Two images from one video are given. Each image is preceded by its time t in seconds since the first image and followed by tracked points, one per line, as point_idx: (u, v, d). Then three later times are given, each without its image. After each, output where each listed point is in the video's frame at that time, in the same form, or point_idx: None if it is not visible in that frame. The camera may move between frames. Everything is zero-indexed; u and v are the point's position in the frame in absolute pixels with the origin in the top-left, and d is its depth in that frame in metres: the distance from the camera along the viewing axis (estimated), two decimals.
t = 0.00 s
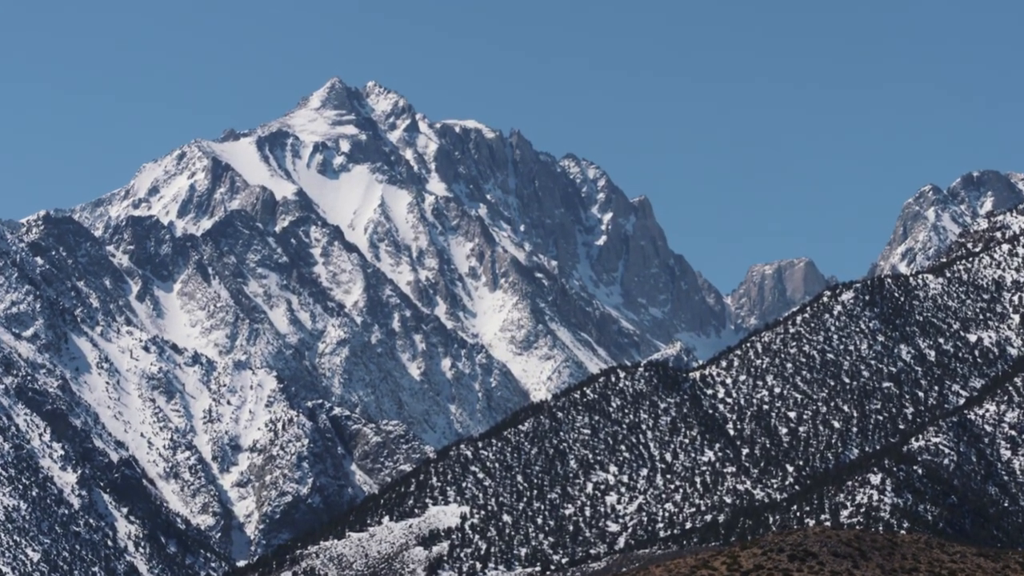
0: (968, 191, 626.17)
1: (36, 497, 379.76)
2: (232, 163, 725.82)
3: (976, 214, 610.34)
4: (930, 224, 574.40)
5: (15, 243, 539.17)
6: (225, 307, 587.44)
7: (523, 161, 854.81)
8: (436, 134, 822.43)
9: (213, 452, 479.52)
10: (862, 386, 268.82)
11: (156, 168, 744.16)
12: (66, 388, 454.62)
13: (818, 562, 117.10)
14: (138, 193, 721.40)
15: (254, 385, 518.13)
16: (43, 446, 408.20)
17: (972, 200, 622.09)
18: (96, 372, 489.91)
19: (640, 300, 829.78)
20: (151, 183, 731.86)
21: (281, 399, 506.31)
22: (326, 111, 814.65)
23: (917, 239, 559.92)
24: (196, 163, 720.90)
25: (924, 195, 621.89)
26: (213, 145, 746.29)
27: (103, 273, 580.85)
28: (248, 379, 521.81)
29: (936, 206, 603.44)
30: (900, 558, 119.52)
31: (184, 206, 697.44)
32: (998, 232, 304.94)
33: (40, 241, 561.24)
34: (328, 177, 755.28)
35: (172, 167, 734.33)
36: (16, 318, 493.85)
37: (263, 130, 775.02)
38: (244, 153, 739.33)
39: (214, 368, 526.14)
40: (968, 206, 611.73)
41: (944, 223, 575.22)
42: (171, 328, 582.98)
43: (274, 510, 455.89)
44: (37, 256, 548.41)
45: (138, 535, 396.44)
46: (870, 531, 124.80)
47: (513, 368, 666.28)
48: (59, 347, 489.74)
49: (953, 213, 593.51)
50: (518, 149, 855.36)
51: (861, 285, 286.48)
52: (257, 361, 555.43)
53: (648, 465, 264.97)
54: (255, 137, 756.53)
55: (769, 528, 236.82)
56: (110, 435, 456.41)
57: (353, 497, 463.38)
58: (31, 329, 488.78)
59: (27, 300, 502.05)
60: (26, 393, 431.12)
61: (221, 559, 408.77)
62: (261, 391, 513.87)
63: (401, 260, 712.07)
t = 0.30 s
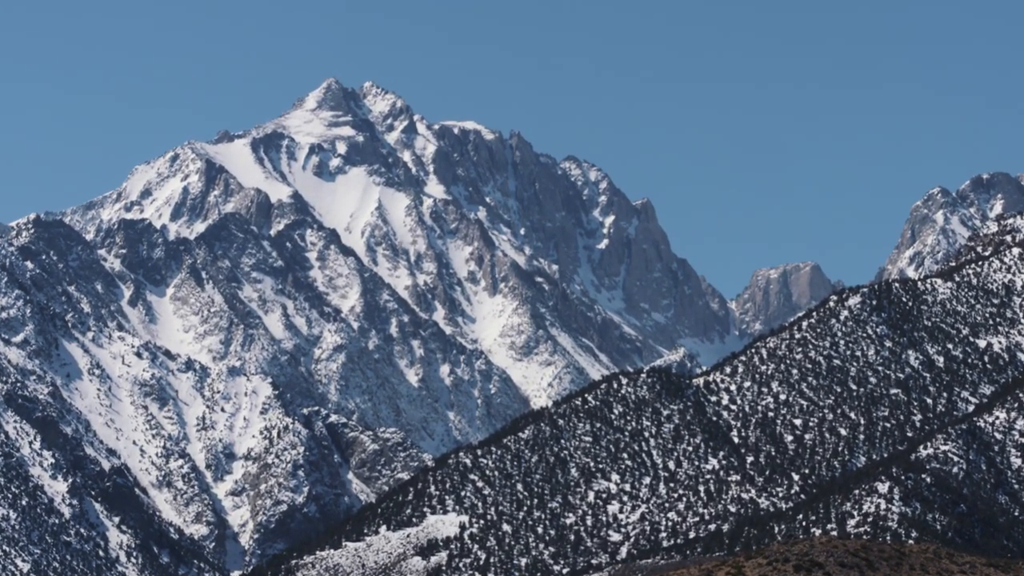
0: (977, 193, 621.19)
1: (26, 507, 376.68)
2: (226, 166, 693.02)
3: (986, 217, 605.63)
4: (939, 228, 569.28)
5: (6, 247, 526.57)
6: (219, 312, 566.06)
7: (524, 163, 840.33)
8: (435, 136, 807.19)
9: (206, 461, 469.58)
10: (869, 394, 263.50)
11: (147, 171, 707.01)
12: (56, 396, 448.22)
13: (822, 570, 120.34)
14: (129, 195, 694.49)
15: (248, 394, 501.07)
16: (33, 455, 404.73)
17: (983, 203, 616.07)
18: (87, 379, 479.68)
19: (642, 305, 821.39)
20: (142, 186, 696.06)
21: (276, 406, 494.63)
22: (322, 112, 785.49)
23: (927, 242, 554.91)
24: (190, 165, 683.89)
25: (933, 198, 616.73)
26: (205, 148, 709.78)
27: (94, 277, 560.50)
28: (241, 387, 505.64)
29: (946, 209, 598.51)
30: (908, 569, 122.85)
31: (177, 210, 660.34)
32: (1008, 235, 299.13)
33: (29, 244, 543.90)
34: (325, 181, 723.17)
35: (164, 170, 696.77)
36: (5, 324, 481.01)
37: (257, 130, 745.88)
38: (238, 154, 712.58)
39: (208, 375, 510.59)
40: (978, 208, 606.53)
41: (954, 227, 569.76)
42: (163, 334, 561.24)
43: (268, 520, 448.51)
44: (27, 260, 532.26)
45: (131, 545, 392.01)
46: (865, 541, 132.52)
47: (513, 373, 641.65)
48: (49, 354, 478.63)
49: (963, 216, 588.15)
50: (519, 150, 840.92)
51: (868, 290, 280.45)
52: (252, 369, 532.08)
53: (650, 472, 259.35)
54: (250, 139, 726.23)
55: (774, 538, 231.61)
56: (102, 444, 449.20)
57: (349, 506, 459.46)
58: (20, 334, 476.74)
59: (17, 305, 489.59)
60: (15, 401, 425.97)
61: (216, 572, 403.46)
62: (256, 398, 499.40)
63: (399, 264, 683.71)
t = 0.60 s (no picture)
0: (987, 196, 616.49)
1: (15, 516, 373.41)
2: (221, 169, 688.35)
3: (996, 219, 600.78)
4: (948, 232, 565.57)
5: None
6: (213, 317, 561.59)
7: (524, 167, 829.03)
8: (433, 137, 801.76)
9: (200, 469, 465.30)
10: (877, 400, 258.26)
11: (140, 174, 698.45)
12: (47, 403, 442.77)
13: None
14: (120, 198, 682.64)
15: (243, 400, 497.61)
16: (23, 462, 401.21)
17: (992, 205, 613.41)
18: (79, 385, 472.07)
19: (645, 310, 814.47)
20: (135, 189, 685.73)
21: (271, 413, 490.57)
22: (318, 114, 779.63)
23: (937, 246, 550.64)
24: (183, 168, 675.71)
25: (942, 200, 611.33)
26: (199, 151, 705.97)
27: (86, 281, 552.44)
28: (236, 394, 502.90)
29: (955, 212, 594.24)
30: None
31: (170, 212, 651.52)
32: (1018, 240, 293.93)
33: (19, 248, 536.52)
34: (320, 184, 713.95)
35: (157, 173, 690.68)
36: None
37: (252, 133, 737.63)
38: (232, 156, 706.59)
39: (202, 381, 505.77)
40: (987, 211, 601.73)
41: (962, 230, 566.50)
42: (157, 339, 555.37)
43: (262, 529, 444.51)
44: (17, 264, 524.35)
45: (122, 556, 388.89)
46: (886, 553, 123.75)
47: (513, 380, 634.25)
48: (39, 359, 470.60)
49: (973, 219, 584.44)
50: (519, 153, 832.26)
51: (875, 294, 274.76)
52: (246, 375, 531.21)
53: (652, 481, 253.65)
54: (245, 140, 721.17)
55: (780, 548, 226.38)
56: (93, 451, 443.41)
57: (347, 514, 450.12)
58: (10, 340, 468.91)
59: (7, 310, 481.65)
60: (4, 408, 421.36)
61: None
62: (250, 405, 496.21)
63: (396, 268, 677.39)
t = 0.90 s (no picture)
0: (997, 200, 611.65)
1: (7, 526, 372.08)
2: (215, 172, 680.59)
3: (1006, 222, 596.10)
4: (957, 237, 561.70)
5: None
6: (207, 322, 551.48)
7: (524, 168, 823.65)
8: (432, 139, 795.96)
9: (193, 478, 458.35)
10: (884, 407, 253.28)
11: (131, 176, 693.12)
12: (37, 411, 437.03)
13: None
14: (112, 202, 678.14)
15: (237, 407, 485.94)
16: (13, 471, 399.23)
17: (1002, 209, 609.26)
18: (69, 393, 466.01)
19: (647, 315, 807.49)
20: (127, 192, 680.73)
21: (266, 420, 479.80)
22: (314, 115, 774.21)
23: (947, 251, 546.71)
24: (176, 171, 670.09)
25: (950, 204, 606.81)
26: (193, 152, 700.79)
27: (77, 287, 546.34)
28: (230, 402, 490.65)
29: (965, 216, 590.44)
30: None
31: (163, 215, 648.32)
32: None
33: (8, 253, 530.16)
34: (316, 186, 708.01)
35: (149, 175, 682.20)
36: None
37: (246, 134, 732.16)
38: (227, 159, 697.71)
39: (196, 389, 497.10)
40: (997, 214, 597.27)
41: (973, 235, 562.78)
42: (149, 345, 547.14)
43: (257, 539, 439.91)
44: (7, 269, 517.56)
45: (115, 565, 387.63)
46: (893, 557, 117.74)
47: (513, 386, 628.74)
48: (29, 365, 463.69)
49: (984, 222, 581.34)
50: (518, 156, 824.57)
51: (882, 299, 269.08)
52: (240, 382, 516.92)
53: (656, 489, 247.44)
54: (239, 143, 713.33)
55: (786, 558, 221.26)
56: (84, 460, 438.09)
57: (343, 524, 445.06)
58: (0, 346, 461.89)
59: None
60: None
61: None
62: (245, 412, 484.63)
63: (394, 272, 671.94)
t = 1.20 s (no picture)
0: (1007, 203, 605.81)
1: None
2: (210, 175, 672.36)
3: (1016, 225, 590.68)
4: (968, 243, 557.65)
5: None
6: (200, 329, 545.41)
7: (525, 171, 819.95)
8: (430, 141, 790.07)
9: (187, 486, 452.95)
10: (892, 415, 248.51)
11: (124, 179, 689.68)
12: (27, 418, 432.10)
13: None
14: (104, 204, 678.37)
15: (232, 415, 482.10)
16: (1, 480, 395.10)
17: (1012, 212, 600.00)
18: (60, 400, 459.71)
19: (650, 321, 801.64)
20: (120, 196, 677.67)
21: (260, 428, 474.85)
22: (310, 117, 768.24)
23: (956, 257, 541.91)
24: (169, 174, 665.14)
25: (959, 207, 601.28)
26: (186, 154, 696.07)
27: (68, 291, 539.89)
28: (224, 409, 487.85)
29: (974, 220, 585.52)
30: None
31: (156, 219, 646.65)
32: None
33: None
34: (312, 189, 703.47)
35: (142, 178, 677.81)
36: None
37: (241, 136, 725.85)
38: (221, 161, 690.05)
39: (188, 396, 489.53)
40: (1007, 218, 591.88)
41: (983, 240, 558.09)
42: (143, 351, 542.43)
43: (252, 549, 432.60)
44: None
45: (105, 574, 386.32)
46: None
47: (513, 394, 623.02)
48: (19, 372, 456.26)
49: (993, 226, 577.40)
50: (519, 157, 818.73)
51: (889, 304, 263.84)
52: (235, 390, 509.76)
53: (659, 498, 241.31)
54: (233, 144, 706.76)
55: (792, 569, 216.96)
56: (75, 469, 434.14)
57: (340, 533, 444.25)
58: None
59: None
60: None
61: None
62: (240, 419, 480.30)
63: (391, 276, 667.58)
